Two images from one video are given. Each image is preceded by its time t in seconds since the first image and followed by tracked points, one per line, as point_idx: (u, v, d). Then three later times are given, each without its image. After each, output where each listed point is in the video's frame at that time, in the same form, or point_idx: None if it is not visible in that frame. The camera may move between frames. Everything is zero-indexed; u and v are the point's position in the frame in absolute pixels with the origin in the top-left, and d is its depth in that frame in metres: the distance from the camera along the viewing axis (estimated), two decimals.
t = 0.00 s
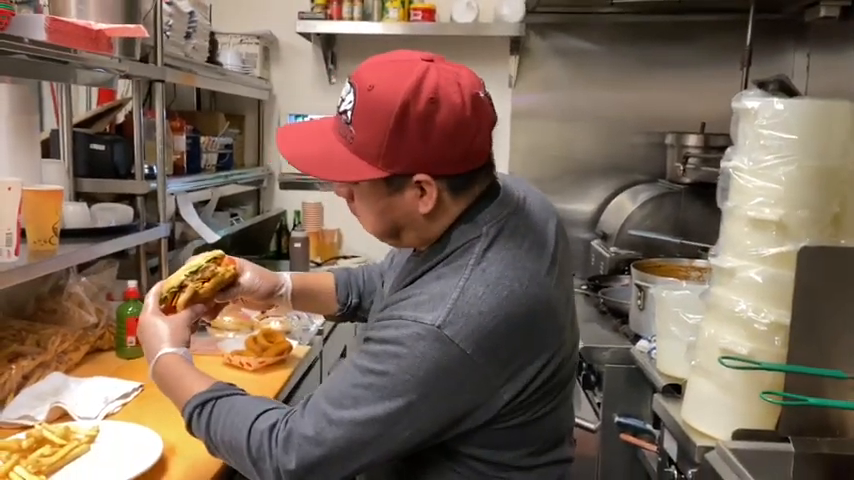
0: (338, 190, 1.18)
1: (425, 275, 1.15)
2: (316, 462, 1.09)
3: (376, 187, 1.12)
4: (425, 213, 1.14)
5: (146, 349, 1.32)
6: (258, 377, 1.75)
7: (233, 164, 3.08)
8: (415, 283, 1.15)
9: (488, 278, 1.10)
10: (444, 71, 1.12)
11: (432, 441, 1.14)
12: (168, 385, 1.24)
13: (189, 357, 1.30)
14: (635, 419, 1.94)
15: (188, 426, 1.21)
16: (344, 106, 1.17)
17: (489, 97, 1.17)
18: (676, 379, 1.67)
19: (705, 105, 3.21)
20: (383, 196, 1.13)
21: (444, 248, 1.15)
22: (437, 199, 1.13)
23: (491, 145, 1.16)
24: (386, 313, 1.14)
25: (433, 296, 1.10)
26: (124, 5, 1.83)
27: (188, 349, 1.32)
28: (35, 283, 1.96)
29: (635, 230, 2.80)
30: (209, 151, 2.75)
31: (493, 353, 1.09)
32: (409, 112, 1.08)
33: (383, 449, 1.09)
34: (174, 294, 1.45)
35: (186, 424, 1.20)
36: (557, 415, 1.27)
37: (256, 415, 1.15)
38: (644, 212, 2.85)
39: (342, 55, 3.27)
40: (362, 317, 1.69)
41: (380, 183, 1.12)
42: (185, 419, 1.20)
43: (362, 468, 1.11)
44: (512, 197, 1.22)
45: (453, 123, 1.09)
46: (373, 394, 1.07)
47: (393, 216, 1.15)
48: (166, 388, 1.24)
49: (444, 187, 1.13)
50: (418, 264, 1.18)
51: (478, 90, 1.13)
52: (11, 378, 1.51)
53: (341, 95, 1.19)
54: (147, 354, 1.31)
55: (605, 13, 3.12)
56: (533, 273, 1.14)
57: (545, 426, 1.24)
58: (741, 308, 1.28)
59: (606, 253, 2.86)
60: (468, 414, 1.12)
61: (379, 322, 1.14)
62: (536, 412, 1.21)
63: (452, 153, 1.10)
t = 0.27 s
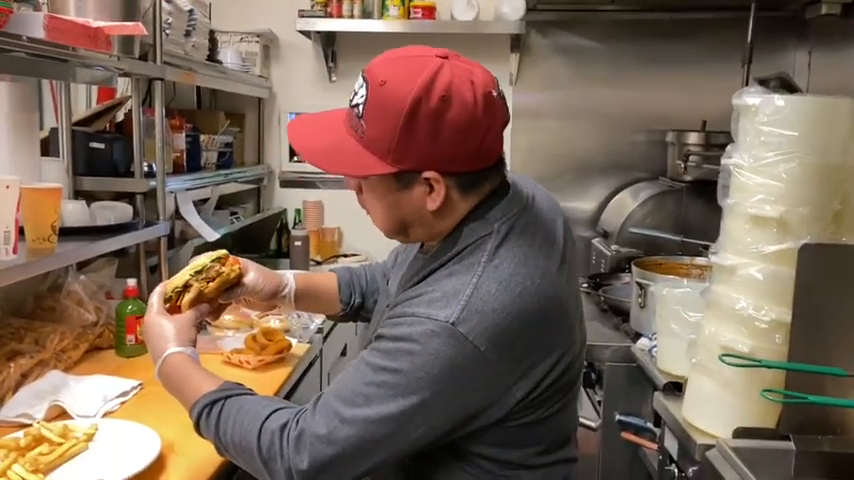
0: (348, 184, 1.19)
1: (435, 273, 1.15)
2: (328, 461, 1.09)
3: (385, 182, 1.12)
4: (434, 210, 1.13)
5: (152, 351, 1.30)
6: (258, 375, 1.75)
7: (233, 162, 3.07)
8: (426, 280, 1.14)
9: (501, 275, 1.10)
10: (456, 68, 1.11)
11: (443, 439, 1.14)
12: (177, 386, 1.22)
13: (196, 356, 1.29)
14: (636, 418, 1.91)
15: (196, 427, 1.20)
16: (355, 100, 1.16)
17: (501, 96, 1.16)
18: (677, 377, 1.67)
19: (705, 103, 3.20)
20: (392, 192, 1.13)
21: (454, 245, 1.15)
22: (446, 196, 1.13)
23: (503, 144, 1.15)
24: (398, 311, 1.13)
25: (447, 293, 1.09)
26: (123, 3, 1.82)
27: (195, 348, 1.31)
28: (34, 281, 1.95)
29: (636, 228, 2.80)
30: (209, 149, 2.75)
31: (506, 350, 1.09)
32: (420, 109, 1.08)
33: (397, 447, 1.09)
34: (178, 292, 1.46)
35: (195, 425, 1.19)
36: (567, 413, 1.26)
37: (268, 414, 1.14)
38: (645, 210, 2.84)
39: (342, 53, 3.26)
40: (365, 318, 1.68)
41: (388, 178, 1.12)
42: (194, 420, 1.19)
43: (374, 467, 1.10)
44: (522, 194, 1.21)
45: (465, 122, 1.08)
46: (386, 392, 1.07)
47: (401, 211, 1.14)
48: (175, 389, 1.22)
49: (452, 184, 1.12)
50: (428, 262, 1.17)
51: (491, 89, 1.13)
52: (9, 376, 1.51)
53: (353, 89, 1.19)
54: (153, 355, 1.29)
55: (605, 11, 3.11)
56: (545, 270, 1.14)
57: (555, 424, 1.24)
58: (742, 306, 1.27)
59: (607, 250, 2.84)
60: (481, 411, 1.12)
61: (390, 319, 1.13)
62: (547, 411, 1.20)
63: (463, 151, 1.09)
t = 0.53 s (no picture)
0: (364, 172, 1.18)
1: (455, 268, 1.15)
2: (355, 457, 1.08)
3: (406, 162, 1.12)
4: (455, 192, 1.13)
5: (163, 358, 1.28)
6: (257, 373, 1.75)
7: (234, 161, 3.07)
8: (446, 275, 1.14)
9: (524, 266, 1.11)
10: (470, 51, 1.14)
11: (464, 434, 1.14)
12: (193, 391, 1.21)
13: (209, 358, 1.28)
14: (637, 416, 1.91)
15: (213, 430, 1.18)
16: (371, 86, 1.17)
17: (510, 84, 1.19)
18: (678, 375, 1.66)
19: (707, 101, 3.20)
20: (413, 173, 1.12)
21: (474, 238, 1.16)
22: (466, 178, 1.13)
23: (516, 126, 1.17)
24: (420, 306, 1.13)
25: (472, 284, 1.10)
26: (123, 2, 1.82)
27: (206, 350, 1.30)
28: (35, 280, 1.95)
29: (637, 227, 2.79)
30: (210, 148, 2.75)
31: (533, 340, 1.10)
32: (440, 85, 1.09)
33: (424, 442, 1.08)
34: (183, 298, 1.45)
35: (212, 428, 1.18)
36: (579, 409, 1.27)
37: (290, 414, 1.14)
38: (647, 209, 2.84)
39: (343, 51, 3.26)
40: (364, 325, 1.68)
41: (410, 157, 1.12)
42: (211, 424, 1.18)
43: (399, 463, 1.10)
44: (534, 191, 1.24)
45: (483, 99, 1.10)
46: (415, 386, 1.07)
47: (423, 194, 1.13)
48: (192, 394, 1.21)
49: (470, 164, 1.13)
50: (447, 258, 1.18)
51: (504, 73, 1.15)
52: (9, 374, 1.51)
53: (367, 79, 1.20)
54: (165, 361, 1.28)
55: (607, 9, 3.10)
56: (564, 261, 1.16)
57: (568, 420, 1.24)
58: (742, 304, 1.27)
59: (608, 249, 2.84)
60: (504, 404, 1.12)
61: (412, 314, 1.13)
62: (563, 405, 1.21)
63: (482, 128, 1.10)
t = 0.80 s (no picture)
0: (359, 167, 1.21)
1: (464, 251, 1.18)
2: (370, 432, 1.08)
3: (399, 141, 1.16)
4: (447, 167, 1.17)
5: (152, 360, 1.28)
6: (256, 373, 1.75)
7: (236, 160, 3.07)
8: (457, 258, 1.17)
9: (533, 248, 1.15)
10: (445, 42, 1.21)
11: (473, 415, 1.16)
12: (192, 380, 1.21)
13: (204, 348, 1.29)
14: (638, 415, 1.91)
15: (214, 416, 1.17)
16: (357, 83, 1.23)
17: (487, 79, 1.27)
18: (679, 375, 1.66)
19: (709, 100, 3.19)
20: (408, 153, 1.16)
21: (479, 225, 1.19)
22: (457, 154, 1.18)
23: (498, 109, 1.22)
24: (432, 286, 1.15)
25: (486, 264, 1.13)
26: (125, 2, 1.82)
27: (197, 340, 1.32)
28: (36, 279, 1.96)
29: (639, 225, 2.79)
30: (212, 147, 2.75)
31: (545, 319, 1.13)
32: (422, 65, 1.15)
33: (439, 418, 1.10)
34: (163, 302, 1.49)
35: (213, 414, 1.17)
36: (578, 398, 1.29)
37: (298, 392, 1.15)
38: (649, 207, 2.83)
39: (345, 51, 3.26)
40: (334, 332, 1.67)
41: (401, 136, 1.16)
42: (213, 408, 1.16)
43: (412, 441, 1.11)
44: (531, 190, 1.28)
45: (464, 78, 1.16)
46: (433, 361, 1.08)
47: (418, 173, 1.17)
48: (190, 382, 1.21)
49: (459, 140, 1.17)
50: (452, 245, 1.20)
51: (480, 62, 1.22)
52: (11, 374, 1.51)
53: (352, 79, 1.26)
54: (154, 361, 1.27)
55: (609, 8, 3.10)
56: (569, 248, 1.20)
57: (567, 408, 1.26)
58: (743, 303, 1.27)
59: (609, 248, 2.84)
60: (515, 384, 1.15)
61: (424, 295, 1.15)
62: (566, 390, 1.23)
63: (466, 103, 1.16)
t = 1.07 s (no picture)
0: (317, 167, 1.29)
1: (432, 235, 1.24)
2: (357, 403, 1.12)
3: (349, 140, 1.24)
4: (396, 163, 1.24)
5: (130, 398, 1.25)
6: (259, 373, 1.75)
7: (239, 160, 3.08)
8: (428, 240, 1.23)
9: (495, 222, 1.23)
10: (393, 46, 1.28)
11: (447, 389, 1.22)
12: (171, 402, 1.21)
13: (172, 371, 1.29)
14: (643, 415, 1.92)
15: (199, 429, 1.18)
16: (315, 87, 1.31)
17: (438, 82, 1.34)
18: (683, 375, 1.66)
19: (713, 99, 3.18)
20: (357, 151, 1.24)
21: (445, 208, 1.27)
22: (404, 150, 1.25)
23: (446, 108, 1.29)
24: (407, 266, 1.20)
25: (455, 239, 1.20)
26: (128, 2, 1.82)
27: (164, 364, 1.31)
28: (40, 280, 1.96)
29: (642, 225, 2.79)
30: (215, 147, 2.75)
31: (517, 286, 1.20)
32: (368, 69, 1.22)
33: (425, 386, 1.14)
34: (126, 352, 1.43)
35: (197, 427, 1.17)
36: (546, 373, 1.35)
37: (278, 380, 1.19)
38: (652, 208, 2.87)
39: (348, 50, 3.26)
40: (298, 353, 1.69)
41: (350, 135, 1.23)
42: (196, 422, 1.18)
43: (400, 412, 1.14)
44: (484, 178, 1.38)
45: (408, 79, 1.23)
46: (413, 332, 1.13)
47: (368, 171, 1.25)
48: (172, 404, 1.21)
49: (407, 138, 1.24)
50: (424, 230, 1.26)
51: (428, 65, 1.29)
52: (14, 374, 1.52)
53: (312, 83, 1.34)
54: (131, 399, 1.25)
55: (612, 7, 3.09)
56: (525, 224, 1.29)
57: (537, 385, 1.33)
58: (748, 303, 1.26)
59: (613, 248, 2.83)
60: (489, 351, 1.21)
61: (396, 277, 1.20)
62: (534, 364, 1.31)
63: (410, 103, 1.22)
